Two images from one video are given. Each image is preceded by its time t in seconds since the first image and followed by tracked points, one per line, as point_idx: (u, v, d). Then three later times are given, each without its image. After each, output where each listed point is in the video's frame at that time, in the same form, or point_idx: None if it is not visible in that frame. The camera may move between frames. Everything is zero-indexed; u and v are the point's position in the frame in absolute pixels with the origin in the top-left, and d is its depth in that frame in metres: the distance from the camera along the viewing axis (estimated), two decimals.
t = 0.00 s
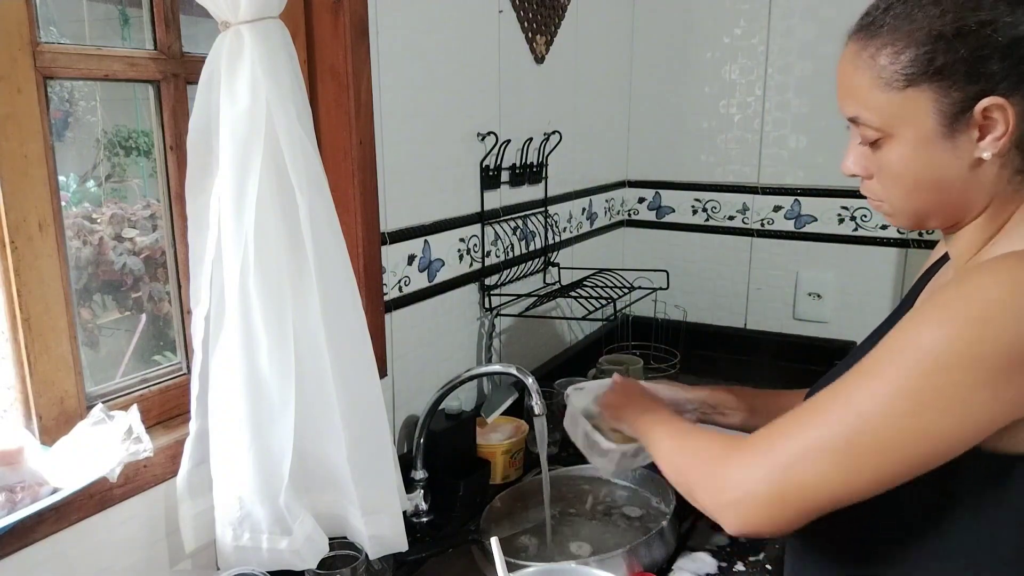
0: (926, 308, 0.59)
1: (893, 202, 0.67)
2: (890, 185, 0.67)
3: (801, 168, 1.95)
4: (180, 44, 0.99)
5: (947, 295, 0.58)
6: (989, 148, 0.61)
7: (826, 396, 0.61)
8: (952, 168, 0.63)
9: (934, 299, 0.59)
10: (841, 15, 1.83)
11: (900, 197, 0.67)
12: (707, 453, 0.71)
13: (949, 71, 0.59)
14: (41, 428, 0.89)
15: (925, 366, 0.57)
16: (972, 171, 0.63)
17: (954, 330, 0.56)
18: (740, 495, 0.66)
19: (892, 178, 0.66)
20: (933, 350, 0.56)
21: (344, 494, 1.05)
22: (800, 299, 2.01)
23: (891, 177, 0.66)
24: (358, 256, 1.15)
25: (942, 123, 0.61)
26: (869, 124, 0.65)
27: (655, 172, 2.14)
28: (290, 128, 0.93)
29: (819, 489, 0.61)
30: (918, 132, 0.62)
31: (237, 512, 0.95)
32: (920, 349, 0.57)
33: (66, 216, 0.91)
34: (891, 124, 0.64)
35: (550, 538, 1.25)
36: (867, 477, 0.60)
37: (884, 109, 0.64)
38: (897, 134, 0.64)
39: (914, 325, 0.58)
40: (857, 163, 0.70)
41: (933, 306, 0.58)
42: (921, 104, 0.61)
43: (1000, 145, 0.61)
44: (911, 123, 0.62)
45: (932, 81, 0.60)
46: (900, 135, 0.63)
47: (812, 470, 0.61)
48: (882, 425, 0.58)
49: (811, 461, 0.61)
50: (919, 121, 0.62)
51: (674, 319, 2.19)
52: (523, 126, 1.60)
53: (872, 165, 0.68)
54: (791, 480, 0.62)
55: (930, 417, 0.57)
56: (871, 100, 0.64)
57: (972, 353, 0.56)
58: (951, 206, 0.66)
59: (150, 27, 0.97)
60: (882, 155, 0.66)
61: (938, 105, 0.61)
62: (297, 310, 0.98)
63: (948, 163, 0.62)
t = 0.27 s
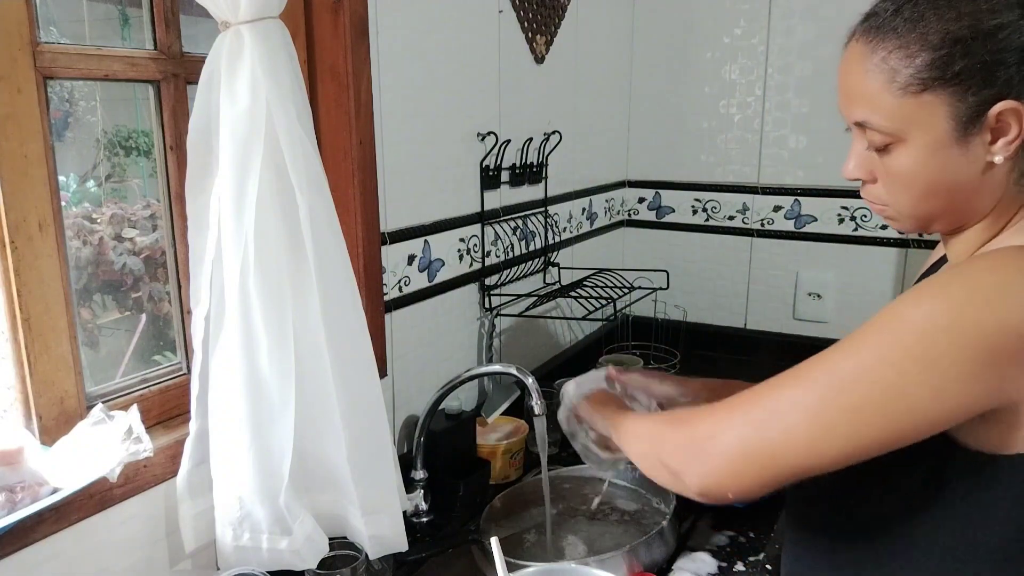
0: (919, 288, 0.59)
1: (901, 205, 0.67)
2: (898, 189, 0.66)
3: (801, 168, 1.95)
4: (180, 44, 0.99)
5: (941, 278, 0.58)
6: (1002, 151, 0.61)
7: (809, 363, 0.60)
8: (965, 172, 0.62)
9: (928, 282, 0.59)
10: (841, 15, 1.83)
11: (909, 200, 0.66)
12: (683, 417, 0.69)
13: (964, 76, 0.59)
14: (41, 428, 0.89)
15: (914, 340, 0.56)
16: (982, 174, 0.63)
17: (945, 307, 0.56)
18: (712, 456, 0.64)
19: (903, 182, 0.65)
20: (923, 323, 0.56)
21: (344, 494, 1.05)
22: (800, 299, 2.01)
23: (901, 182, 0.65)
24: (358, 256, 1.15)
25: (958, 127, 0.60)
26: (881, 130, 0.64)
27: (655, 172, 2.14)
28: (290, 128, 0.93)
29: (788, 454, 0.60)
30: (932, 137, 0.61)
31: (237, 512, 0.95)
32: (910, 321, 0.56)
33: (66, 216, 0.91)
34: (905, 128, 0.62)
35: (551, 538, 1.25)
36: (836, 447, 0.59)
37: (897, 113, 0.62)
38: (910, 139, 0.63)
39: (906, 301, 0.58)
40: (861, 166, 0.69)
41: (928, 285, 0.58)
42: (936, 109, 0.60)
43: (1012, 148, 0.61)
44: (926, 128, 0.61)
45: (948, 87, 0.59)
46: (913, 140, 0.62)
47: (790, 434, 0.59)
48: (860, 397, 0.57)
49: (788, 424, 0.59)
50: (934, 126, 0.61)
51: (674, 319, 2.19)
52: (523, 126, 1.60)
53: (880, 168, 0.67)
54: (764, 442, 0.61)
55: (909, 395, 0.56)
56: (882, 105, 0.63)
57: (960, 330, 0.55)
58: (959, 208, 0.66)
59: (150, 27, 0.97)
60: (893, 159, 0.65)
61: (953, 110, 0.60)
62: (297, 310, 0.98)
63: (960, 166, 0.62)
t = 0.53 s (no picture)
0: (922, 316, 0.59)
1: (896, 208, 0.67)
2: (893, 192, 0.66)
3: (801, 168, 1.95)
4: (180, 44, 0.99)
5: (943, 303, 0.58)
6: (995, 152, 0.60)
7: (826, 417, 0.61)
8: (959, 173, 0.62)
9: (930, 308, 0.59)
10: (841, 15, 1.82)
11: (904, 202, 0.66)
12: (713, 467, 0.71)
13: (954, 78, 0.59)
14: (41, 428, 0.89)
15: (924, 380, 0.56)
16: (977, 175, 0.62)
17: (950, 336, 0.56)
18: (749, 518, 0.65)
19: (897, 185, 0.65)
20: (931, 357, 0.56)
21: (344, 494, 1.05)
22: (800, 299, 2.01)
23: (895, 184, 0.65)
24: (358, 255, 1.15)
25: (949, 129, 0.60)
26: (873, 133, 0.64)
27: (655, 172, 2.14)
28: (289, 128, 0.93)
29: (829, 509, 0.61)
30: (924, 139, 0.61)
31: (237, 512, 0.95)
32: (918, 358, 0.57)
33: (66, 216, 0.91)
34: (896, 131, 0.63)
35: (551, 538, 1.25)
36: (874, 493, 0.59)
37: (888, 116, 0.62)
38: (902, 141, 0.63)
39: (910, 336, 0.58)
40: (857, 169, 0.69)
41: (930, 312, 0.58)
42: (926, 111, 0.61)
43: (1006, 149, 0.60)
44: (917, 130, 0.61)
45: (938, 89, 0.60)
46: (905, 142, 0.63)
47: (821, 485, 0.60)
48: (885, 445, 0.58)
49: (819, 477, 0.60)
50: (925, 128, 0.61)
51: (674, 319, 2.19)
52: (523, 126, 1.60)
53: (875, 171, 0.67)
54: (796, 497, 0.62)
55: (933, 430, 0.57)
56: (874, 107, 0.63)
57: (970, 358, 0.56)
58: (955, 210, 0.65)
59: (150, 27, 0.97)
60: (887, 162, 0.65)
61: (944, 112, 0.60)
62: (297, 310, 0.98)
63: (954, 168, 0.62)
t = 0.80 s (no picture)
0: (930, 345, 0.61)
1: (931, 206, 0.65)
2: (927, 191, 0.64)
3: (801, 168, 1.95)
4: (180, 44, 0.99)
5: (947, 331, 0.61)
6: None
7: (848, 443, 0.63)
8: (996, 159, 0.62)
9: (935, 335, 0.62)
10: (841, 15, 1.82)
11: (939, 199, 0.64)
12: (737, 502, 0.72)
13: (985, 61, 0.60)
14: (41, 428, 0.89)
15: (938, 405, 0.58)
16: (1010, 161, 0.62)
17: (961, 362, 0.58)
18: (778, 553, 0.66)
19: (933, 180, 0.63)
20: (943, 383, 0.58)
21: (344, 494, 1.05)
22: (800, 299, 2.01)
23: (931, 181, 0.63)
24: (358, 256, 1.15)
25: (987, 112, 0.60)
26: (908, 127, 0.62)
27: (655, 172, 2.14)
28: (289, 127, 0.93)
29: (862, 537, 0.61)
30: (964, 125, 0.61)
31: (237, 512, 0.95)
32: (931, 384, 0.59)
33: (66, 216, 0.91)
34: (934, 122, 0.61)
35: (551, 538, 1.25)
36: (905, 519, 0.60)
37: (923, 107, 0.61)
38: (939, 132, 0.61)
39: (921, 365, 0.61)
40: (881, 176, 0.66)
41: (936, 341, 0.61)
42: (964, 96, 0.60)
43: None
44: (956, 117, 0.61)
45: (971, 73, 0.60)
46: (945, 132, 0.61)
47: (847, 517, 0.61)
48: (910, 468, 0.59)
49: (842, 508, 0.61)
50: (964, 114, 0.60)
51: (674, 319, 2.19)
52: (523, 126, 1.60)
53: (905, 172, 0.65)
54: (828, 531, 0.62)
55: (956, 449, 0.58)
56: (906, 101, 0.62)
57: (983, 380, 0.58)
58: (987, 202, 0.64)
59: (150, 27, 0.97)
60: (920, 158, 0.63)
61: (980, 96, 0.60)
62: (297, 310, 0.98)
63: (993, 154, 0.61)
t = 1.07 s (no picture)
0: (935, 357, 0.61)
1: (927, 208, 0.65)
2: (925, 191, 0.64)
3: (801, 168, 1.95)
4: (180, 44, 0.99)
5: (950, 341, 0.60)
6: None
7: (867, 474, 0.62)
8: (998, 165, 0.62)
9: (939, 348, 0.61)
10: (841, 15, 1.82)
11: (936, 202, 0.64)
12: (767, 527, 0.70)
13: (993, 65, 0.59)
14: (41, 428, 0.89)
15: (956, 418, 0.57)
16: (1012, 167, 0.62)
17: (972, 371, 0.57)
18: None
19: (933, 182, 0.63)
20: (958, 394, 0.58)
21: (344, 494, 1.05)
22: (800, 299, 2.01)
23: (931, 182, 0.63)
24: (358, 256, 1.15)
25: (992, 117, 0.60)
26: (911, 126, 0.62)
27: (655, 172, 2.14)
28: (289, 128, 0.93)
29: (910, 562, 0.59)
30: (967, 129, 0.60)
31: (237, 512, 0.95)
32: (945, 397, 0.58)
33: (66, 216, 0.91)
34: (938, 123, 0.61)
35: (551, 538, 1.24)
36: (955, 537, 0.58)
37: (929, 108, 0.61)
38: (943, 134, 0.61)
39: (931, 377, 0.60)
40: (879, 173, 0.67)
41: (941, 353, 0.60)
42: (970, 99, 0.60)
43: None
44: (961, 120, 0.60)
45: (978, 76, 0.60)
46: (948, 134, 0.61)
47: (888, 541, 0.60)
48: (936, 496, 0.58)
49: (882, 532, 0.60)
50: (969, 118, 0.60)
51: (674, 319, 2.19)
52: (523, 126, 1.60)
53: (904, 172, 0.65)
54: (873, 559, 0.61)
55: (988, 462, 0.57)
56: (913, 101, 0.62)
57: (998, 385, 0.56)
58: (984, 206, 0.65)
59: (150, 27, 0.97)
60: (921, 158, 0.63)
61: (987, 100, 0.60)
62: (297, 309, 0.98)
63: (994, 160, 0.61)
